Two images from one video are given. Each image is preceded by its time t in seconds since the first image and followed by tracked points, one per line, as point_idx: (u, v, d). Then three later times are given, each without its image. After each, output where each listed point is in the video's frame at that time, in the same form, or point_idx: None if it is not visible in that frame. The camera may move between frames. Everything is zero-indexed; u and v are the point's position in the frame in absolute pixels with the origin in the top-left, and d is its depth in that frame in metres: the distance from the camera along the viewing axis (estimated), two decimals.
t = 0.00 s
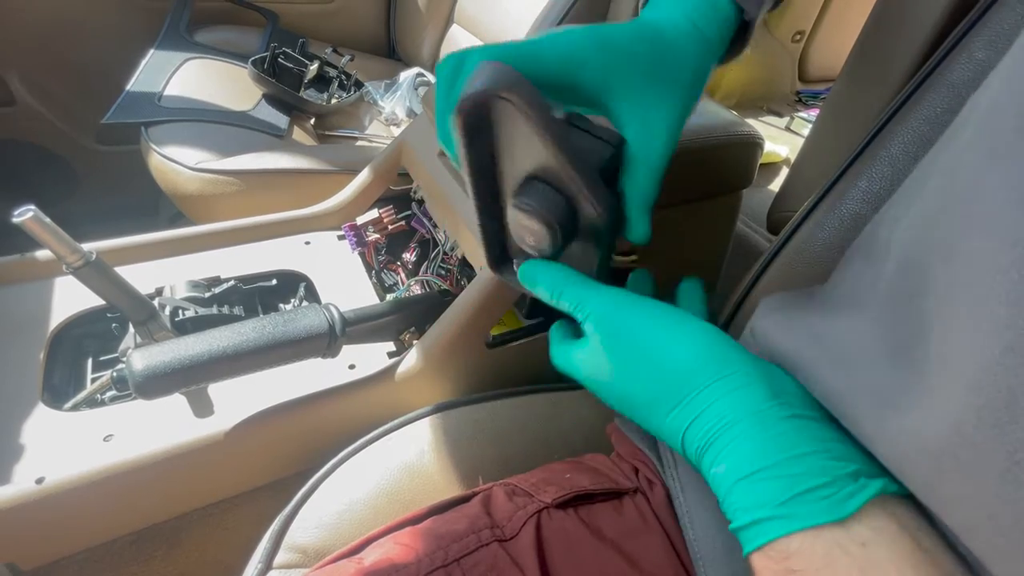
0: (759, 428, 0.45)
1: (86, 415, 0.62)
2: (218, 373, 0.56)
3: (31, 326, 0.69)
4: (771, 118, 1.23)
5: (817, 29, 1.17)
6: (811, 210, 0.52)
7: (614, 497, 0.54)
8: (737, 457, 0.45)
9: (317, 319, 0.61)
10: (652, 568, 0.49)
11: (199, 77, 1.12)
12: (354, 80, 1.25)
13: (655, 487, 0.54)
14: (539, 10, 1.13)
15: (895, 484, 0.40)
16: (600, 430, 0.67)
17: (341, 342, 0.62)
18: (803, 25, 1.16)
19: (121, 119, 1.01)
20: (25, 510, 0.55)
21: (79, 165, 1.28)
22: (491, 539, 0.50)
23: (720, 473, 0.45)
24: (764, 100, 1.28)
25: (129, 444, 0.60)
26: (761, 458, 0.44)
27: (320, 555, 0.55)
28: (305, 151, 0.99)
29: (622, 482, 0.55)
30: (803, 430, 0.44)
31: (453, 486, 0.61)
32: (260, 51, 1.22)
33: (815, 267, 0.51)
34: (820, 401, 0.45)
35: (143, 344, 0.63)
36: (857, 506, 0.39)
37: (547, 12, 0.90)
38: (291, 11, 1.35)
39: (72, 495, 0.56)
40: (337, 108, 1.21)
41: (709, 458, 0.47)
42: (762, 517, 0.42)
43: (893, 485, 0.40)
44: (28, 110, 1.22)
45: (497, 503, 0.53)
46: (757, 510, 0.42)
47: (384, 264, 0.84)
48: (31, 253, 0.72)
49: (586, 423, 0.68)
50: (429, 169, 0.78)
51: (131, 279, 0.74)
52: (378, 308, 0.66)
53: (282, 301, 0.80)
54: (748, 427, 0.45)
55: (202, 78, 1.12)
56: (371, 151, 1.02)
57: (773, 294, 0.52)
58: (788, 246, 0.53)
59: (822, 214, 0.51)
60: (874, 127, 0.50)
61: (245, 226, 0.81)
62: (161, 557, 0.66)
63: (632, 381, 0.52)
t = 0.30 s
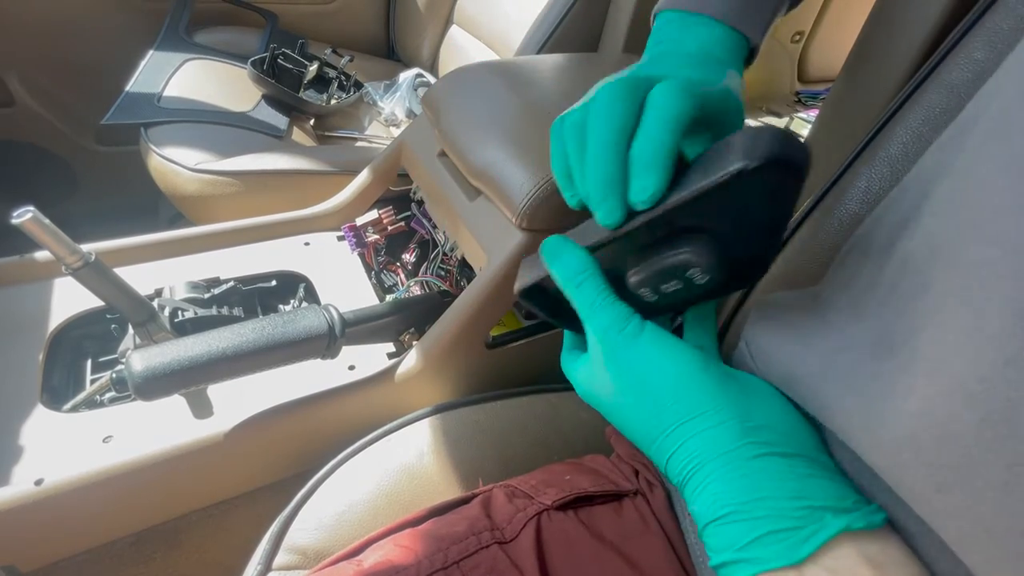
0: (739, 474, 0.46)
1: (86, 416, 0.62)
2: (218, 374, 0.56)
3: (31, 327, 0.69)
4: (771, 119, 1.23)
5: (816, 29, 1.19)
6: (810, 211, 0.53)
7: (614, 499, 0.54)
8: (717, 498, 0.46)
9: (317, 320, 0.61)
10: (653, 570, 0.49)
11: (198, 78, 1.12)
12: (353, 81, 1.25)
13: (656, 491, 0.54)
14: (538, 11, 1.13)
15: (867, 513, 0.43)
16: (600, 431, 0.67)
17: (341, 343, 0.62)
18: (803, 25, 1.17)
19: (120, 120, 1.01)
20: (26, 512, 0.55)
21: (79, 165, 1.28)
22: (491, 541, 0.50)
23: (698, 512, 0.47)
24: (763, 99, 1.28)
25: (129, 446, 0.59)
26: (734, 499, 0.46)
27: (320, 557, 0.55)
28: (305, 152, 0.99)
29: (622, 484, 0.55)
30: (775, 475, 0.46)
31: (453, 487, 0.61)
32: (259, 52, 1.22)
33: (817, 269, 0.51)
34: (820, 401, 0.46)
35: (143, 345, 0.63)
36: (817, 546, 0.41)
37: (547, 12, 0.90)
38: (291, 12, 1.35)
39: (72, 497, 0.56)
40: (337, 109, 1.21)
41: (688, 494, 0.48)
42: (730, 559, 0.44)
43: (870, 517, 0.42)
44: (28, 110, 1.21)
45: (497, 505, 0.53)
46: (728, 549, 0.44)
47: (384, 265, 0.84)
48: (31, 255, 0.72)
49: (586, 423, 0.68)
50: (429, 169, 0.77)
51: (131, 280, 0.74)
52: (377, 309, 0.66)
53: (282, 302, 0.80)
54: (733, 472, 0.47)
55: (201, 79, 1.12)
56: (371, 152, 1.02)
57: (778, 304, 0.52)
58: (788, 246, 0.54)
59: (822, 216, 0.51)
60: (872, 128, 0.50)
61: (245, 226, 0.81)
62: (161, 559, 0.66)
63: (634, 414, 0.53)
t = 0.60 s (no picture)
0: (788, 456, 0.41)
1: (86, 417, 0.62)
2: (217, 374, 0.56)
3: (30, 327, 0.69)
4: (770, 120, 1.23)
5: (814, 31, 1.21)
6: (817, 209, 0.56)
7: (613, 497, 0.54)
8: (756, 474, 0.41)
9: (317, 320, 0.61)
10: (653, 568, 0.49)
11: (198, 78, 1.12)
12: (353, 82, 1.25)
13: (656, 488, 0.54)
14: (538, 11, 1.13)
15: (906, 515, 0.39)
16: (600, 431, 0.67)
17: (341, 343, 0.62)
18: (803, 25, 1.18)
19: (120, 121, 1.01)
20: (25, 512, 0.55)
21: (78, 165, 1.28)
22: (491, 539, 0.50)
23: (728, 484, 0.42)
24: (764, 100, 1.28)
25: (128, 446, 0.59)
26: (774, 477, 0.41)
27: (320, 557, 0.55)
28: (305, 152, 0.99)
29: (621, 482, 0.55)
30: (824, 467, 0.41)
31: (453, 487, 0.61)
32: (259, 52, 1.22)
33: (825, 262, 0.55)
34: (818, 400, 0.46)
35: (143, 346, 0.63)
36: (848, 534, 0.38)
37: (546, 12, 0.90)
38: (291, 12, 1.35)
39: (72, 497, 0.56)
40: (336, 110, 1.21)
41: (720, 467, 0.44)
42: (757, 532, 0.40)
43: (905, 517, 0.39)
44: (28, 111, 1.22)
45: (497, 504, 0.53)
46: (756, 522, 0.40)
47: (383, 266, 0.84)
48: (31, 256, 0.72)
49: (586, 423, 0.68)
50: (429, 169, 0.77)
51: (131, 281, 0.74)
52: (377, 309, 0.66)
53: (282, 303, 0.80)
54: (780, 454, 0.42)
55: (201, 80, 1.12)
56: (371, 152, 1.02)
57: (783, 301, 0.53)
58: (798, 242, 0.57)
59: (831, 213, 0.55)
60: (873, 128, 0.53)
61: (244, 227, 0.81)
62: (161, 560, 0.66)
63: (677, 381, 0.47)
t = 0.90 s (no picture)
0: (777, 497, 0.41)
1: (86, 417, 0.62)
2: (217, 374, 0.56)
3: (30, 327, 0.69)
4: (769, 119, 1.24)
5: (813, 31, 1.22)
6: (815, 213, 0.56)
7: (613, 497, 0.54)
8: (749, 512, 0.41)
9: (317, 320, 0.61)
10: (653, 568, 0.49)
11: (198, 78, 1.12)
12: (353, 82, 1.25)
13: (655, 488, 0.54)
14: (538, 11, 1.13)
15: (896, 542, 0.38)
16: (599, 431, 0.67)
17: (341, 344, 0.62)
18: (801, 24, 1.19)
19: (120, 121, 1.01)
20: (25, 512, 0.55)
21: (78, 166, 1.28)
22: (491, 539, 0.50)
23: (718, 521, 0.42)
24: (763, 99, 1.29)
25: (128, 446, 0.59)
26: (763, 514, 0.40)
27: (320, 557, 0.55)
28: (305, 152, 0.99)
29: (621, 482, 0.55)
30: (817, 506, 0.40)
31: (453, 487, 0.61)
32: (259, 53, 1.22)
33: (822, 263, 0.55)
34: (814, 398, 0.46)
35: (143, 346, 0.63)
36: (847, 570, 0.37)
37: (547, 12, 0.90)
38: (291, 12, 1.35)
39: (72, 497, 0.56)
40: (336, 110, 1.21)
41: (708, 502, 0.43)
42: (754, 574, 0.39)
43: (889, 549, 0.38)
44: (28, 111, 1.21)
45: (497, 504, 0.53)
46: (751, 562, 0.39)
47: (383, 266, 0.84)
48: (30, 256, 0.72)
49: (585, 423, 0.68)
50: (429, 169, 0.77)
51: (131, 281, 0.74)
52: (376, 309, 0.66)
53: (282, 303, 0.80)
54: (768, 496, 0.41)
55: (201, 80, 1.12)
56: (371, 152, 1.02)
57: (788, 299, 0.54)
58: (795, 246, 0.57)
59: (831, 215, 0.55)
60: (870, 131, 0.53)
61: (244, 227, 0.81)
62: (161, 560, 0.66)
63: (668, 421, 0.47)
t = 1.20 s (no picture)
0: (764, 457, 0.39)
1: (85, 417, 0.62)
2: (217, 374, 0.56)
3: (30, 327, 0.69)
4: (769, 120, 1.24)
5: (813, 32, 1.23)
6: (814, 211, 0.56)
7: (613, 495, 0.54)
8: (738, 473, 0.39)
9: (317, 319, 0.61)
10: (653, 567, 0.49)
11: (198, 78, 1.12)
12: (352, 82, 1.25)
13: (655, 487, 0.54)
14: (539, 11, 1.13)
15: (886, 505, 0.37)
16: (599, 431, 0.67)
17: (340, 343, 0.62)
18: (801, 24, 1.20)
19: (119, 121, 1.01)
20: (25, 512, 0.55)
21: (78, 166, 1.28)
22: (491, 538, 0.50)
23: (712, 492, 0.39)
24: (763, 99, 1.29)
25: (128, 445, 0.59)
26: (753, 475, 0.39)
27: (320, 556, 0.55)
28: (304, 152, 0.99)
29: (621, 481, 0.55)
30: (804, 465, 0.39)
31: (453, 486, 0.61)
32: (259, 53, 1.22)
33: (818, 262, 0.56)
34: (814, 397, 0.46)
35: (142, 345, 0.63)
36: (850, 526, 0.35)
37: (547, 12, 0.90)
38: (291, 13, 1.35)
39: (72, 496, 0.56)
40: (336, 110, 1.21)
41: (696, 478, 0.41)
42: (757, 537, 0.36)
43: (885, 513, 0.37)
44: (28, 112, 1.21)
45: (497, 503, 0.53)
46: (752, 527, 0.37)
47: (383, 265, 0.84)
48: (30, 255, 0.72)
49: (585, 423, 0.68)
50: (429, 169, 0.77)
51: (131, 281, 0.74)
52: (376, 309, 0.66)
53: (282, 303, 0.80)
54: (756, 455, 0.39)
55: (201, 80, 1.12)
56: (371, 152, 1.02)
57: (787, 297, 0.54)
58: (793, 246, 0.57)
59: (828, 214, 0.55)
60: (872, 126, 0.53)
61: (245, 226, 0.81)
62: (161, 560, 0.66)
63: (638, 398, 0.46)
